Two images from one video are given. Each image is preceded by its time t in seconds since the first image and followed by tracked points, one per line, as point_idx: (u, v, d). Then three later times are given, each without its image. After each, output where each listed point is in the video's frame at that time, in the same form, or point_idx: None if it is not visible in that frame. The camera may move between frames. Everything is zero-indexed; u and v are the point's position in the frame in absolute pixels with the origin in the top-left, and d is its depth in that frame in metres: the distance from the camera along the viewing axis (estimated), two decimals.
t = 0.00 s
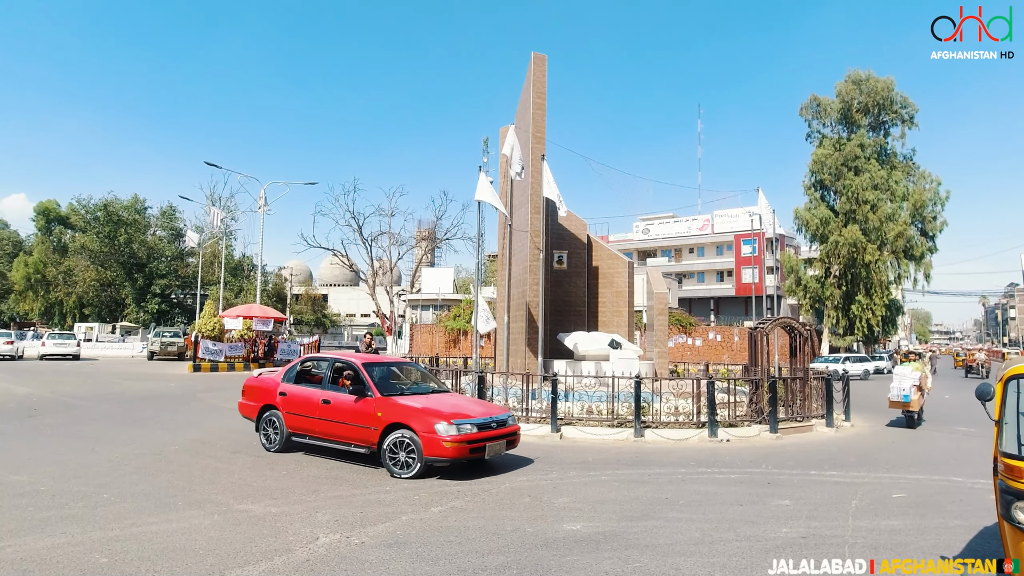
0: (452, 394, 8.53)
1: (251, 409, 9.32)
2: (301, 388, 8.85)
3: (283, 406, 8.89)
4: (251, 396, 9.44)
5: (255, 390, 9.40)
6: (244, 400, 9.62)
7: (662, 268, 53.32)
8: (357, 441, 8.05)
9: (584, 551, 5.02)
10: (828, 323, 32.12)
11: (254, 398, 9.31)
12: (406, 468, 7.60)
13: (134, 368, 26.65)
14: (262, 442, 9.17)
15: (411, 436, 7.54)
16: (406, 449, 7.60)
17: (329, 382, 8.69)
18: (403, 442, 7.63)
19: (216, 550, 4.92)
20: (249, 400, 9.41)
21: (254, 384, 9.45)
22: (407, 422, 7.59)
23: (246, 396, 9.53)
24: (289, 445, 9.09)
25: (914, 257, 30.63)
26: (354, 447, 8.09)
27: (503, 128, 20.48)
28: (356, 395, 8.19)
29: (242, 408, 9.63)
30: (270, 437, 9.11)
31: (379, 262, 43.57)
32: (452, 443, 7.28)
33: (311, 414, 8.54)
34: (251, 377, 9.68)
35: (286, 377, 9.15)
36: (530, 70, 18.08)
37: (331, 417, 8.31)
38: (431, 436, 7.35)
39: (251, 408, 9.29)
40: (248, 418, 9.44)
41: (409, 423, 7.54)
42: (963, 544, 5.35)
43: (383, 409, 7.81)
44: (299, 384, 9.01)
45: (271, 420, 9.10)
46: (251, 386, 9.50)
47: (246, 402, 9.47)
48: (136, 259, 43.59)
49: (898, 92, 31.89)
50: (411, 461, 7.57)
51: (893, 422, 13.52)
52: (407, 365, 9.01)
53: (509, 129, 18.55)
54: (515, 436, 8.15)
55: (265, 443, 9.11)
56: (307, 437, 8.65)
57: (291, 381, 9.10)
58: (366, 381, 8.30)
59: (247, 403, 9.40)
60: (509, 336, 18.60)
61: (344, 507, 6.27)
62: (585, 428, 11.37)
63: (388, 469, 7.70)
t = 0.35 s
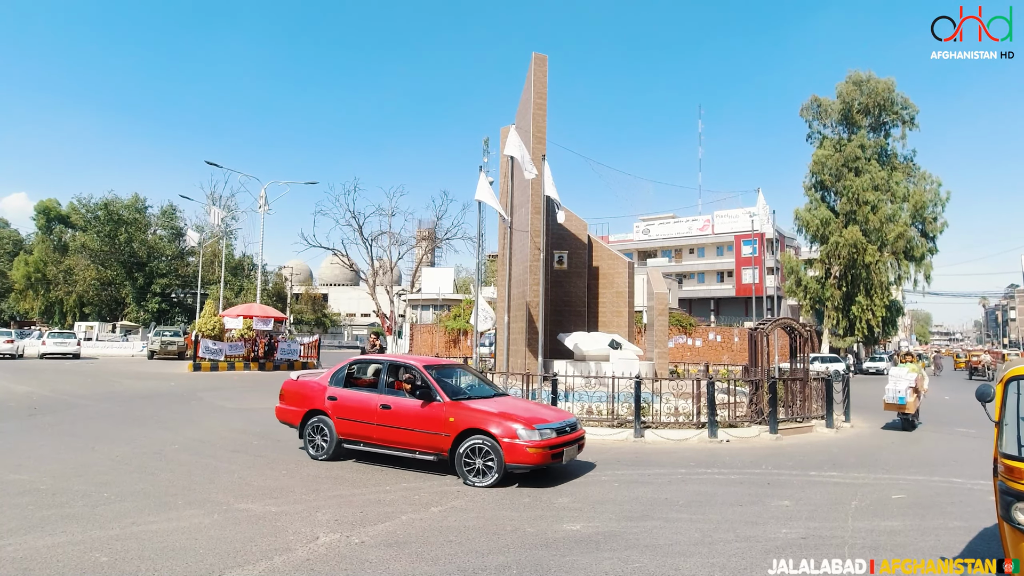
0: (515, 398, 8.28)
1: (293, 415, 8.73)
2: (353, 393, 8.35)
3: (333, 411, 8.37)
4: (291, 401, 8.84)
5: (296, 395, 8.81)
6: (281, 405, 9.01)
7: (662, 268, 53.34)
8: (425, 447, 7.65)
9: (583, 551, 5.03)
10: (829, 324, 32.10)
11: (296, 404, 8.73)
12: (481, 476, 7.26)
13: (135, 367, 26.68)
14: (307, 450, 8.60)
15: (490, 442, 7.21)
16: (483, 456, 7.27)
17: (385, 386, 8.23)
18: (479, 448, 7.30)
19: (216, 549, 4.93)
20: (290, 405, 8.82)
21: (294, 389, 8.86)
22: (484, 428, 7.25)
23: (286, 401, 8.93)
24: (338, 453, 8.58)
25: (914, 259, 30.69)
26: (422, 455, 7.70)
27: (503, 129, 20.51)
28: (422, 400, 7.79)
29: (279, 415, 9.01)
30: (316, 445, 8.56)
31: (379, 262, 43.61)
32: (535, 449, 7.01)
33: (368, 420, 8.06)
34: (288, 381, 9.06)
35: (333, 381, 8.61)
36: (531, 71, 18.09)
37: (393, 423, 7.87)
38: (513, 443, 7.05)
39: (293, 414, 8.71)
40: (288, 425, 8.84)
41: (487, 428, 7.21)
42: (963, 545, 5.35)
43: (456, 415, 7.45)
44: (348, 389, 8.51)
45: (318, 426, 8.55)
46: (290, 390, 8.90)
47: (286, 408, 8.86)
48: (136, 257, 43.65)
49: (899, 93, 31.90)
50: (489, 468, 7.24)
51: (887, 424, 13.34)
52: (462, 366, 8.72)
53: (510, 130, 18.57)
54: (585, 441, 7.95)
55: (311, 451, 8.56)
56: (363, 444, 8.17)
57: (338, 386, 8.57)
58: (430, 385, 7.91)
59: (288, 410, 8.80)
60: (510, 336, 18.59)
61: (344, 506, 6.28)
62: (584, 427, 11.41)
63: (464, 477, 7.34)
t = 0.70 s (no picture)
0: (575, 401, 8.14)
1: (341, 422, 8.30)
2: (410, 398, 7.99)
3: (389, 418, 7.99)
4: (338, 408, 8.41)
5: (343, 401, 8.38)
6: (325, 411, 8.55)
7: (661, 269, 53.38)
8: (496, 454, 7.39)
9: (583, 551, 5.03)
10: (828, 325, 32.09)
11: (346, 410, 8.29)
12: (560, 483, 7.05)
13: (135, 366, 26.70)
14: (358, 458, 8.17)
15: (569, 448, 7.01)
16: (562, 462, 7.05)
17: (445, 391, 7.90)
18: (556, 454, 7.09)
19: (216, 549, 4.93)
20: (337, 412, 8.38)
21: (341, 394, 8.43)
22: (561, 433, 7.05)
23: (331, 407, 8.49)
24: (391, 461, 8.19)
25: (914, 260, 30.72)
26: (491, 462, 7.43)
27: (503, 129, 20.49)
28: (490, 404, 7.51)
29: (323, 422, 8.55)
30: (368, 453, 8.14)
31: (379, 263, 43.63)
32: (618, 454, 6.88)
33: (430, 427, 7.72)
34: (331, 386, 8.60)
35: (385, 386, 8.22)
36: (531, 71, 18.07)
37: (459, 430, 7.56)
38: (596, 447, 6.90)
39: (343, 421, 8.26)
40: (336, 433, 8.38)
41: (568, 433, 7.02)
42: (963, 546, 5.36)
43: (530, 420, 7.21)
44: (404, 395, 8.12)
45: (370, 433, 8.13)
46: (336, 396, 8.47)
47: (332, 415, 8.42)
48: (136, 257, 43.68)
49: (898, 95, 31.92)
50: (568, 475, 7.03)
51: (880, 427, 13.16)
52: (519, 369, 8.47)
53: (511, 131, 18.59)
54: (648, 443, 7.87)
55: (363, 459, 8.14)
56: (423, 451, 7.82)
57: (392, 390, 8.19)
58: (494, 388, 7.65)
59: (335, 417, 8.36)
60: (510, 337, 18.59)
61: (344, 507, 6.28)
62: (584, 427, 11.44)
63: (540, 484, 7.10)
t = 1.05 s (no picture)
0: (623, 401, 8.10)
1: (385, 425, 7.99)
2: (461, 399, 7.73)
3: (439, 420, 7.73)
4: (381, 411, 8.09)
5: (386, 404, 8.06)
6: (366, 414, 8.23)
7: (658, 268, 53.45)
8: (558, 456, 7.23)
9: (580, 550, 5.03)
10: (825, 324, 32.18)
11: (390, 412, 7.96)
12: (626, 484, 6.95)
13: (131, 364, 26.62)
14: (404, 462, 7.87)
15: (635, 449, 6.91)
16: (627, 465, 6.95)
17: (499, 392, 7.70)
18: (621, 456, 6.98)
19: (212, 547, 4.92)
20: (380, 414, 8.05)
21: (383, 396, 8.11)
22: (627, 434, 6.95)
23: (373, 409, 8.16)
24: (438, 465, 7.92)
25: (910, 259, 30.84)
26: (550, 464, 7.27)
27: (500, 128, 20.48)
28: (548, 406, 7.35)
29: (364, 425, 8.21)
30: (415, 456, 7.87)
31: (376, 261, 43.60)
32: (686, 454, 6.85)
33: (485, 429, 7.50)
34: (371, 387, 8.28)
35: (432, 387, 7.94)
36: (529, 70, 18.03)
37: (518, 432, 7.36)
38: (666, 447, 6.85)
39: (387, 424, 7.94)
40: (378, 436, 8.07)
41: (635, 434, 6.94)
42: (959, 544, 5.38)
43: (593, 421, 7.08)
44: (453, 396, 7.85)
45: (417, 436, 7.85)
46: (378, 397, 8.15)
47: (374, 417, 8.10)
48: (131, 255, 43.54)
49: (895, 95, 32.01)
50: (633, 476, 6.94)
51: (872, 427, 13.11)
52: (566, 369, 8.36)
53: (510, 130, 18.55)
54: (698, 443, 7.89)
55: (410, 463, 7.86)
56: (477, 455, 7.60)
57: (440, 392, 7.91)
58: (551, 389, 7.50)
59: (378, 419, 8.03)
60: (506, 335, 18.58)
61: (340, 505, 6.27)
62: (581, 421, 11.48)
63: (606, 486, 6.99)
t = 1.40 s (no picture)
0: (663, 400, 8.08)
1: (425, 427, 7.76)
2: (506, 400, 7.59)
3: (483, 421, 7.55)
4: (420, 411, 7.85)
5: (425, 405, 7.82)
6: (403, 415, 7.98)
7: (656, 266, 53.50)
8: (609, 457, 7.15)
9: (577, 547, 5.04)
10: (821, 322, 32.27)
11: (430, 413, 7.77)
12: (680, 485, 6.90)
13: (128, 362, 26.58)
14: (445, 464, 7.68)
15: (690, 449, 6.87)
16: (681, 465, 6.90)
17: (545, 393, 7.58)
18: (675, 456, 6.94)
19: (210, 545, 4.92)
20: (419, 416, 7.82)
21: (422, 396, 7.88)
22: (681, 434, 6.91)
23: (411, 411, 7.92)
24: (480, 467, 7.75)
25: (907, 258, 30.97)
26: (601, 464, 7.19)
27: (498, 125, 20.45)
28: (598, 406, 7.27)
29: (401, 426, 7.95)
30: (457, 458, 7.68)
31: (373, 259, 43.56)
32: (740, 453, 6.85)
33: (533, 430, 7.37)
34: (408, 388, 8.04)
35: (474, 388, 7.76)
36: (527, 67, 18.00)
37: (566, 433, 7.26)
38: (720, 447, 6.81)
39: (428, 425, 7.74)
40: (417, 438, 7.82)
41: (689, 434, 6.89)
42: (955, 542, 5.40)
43: (647, 422, 7.03)
44: (496, 396, 7.70)
45: (459, 438, 7.66)
46: (416, 398, 7.92)
47: (413, 419, 7.85)
48: (128, 252, 43.48)
49: (892, 93, 32.07)
50: (687, 476, 6.90)
51: (860, 428, 12.81)
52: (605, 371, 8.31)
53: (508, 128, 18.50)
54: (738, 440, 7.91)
55: (451, 465, 7.66)
56: (523, 456, 7.47)
57: (482, 392, 7.74)
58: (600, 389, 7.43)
59: (418, 421, 7.80)
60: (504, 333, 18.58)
61: (338, 502, 6.27)
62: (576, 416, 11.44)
63: (660, 487, 6.92)
